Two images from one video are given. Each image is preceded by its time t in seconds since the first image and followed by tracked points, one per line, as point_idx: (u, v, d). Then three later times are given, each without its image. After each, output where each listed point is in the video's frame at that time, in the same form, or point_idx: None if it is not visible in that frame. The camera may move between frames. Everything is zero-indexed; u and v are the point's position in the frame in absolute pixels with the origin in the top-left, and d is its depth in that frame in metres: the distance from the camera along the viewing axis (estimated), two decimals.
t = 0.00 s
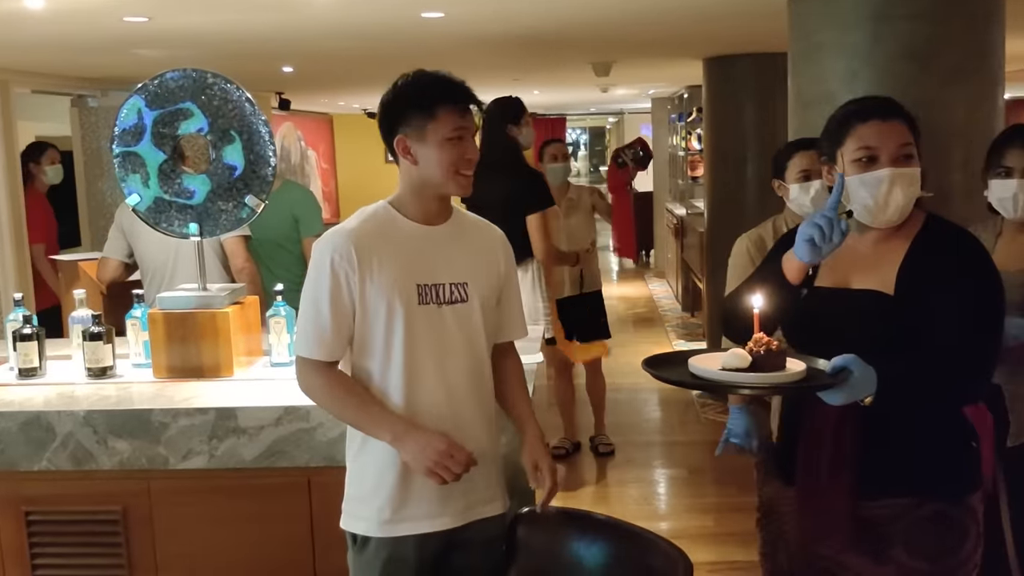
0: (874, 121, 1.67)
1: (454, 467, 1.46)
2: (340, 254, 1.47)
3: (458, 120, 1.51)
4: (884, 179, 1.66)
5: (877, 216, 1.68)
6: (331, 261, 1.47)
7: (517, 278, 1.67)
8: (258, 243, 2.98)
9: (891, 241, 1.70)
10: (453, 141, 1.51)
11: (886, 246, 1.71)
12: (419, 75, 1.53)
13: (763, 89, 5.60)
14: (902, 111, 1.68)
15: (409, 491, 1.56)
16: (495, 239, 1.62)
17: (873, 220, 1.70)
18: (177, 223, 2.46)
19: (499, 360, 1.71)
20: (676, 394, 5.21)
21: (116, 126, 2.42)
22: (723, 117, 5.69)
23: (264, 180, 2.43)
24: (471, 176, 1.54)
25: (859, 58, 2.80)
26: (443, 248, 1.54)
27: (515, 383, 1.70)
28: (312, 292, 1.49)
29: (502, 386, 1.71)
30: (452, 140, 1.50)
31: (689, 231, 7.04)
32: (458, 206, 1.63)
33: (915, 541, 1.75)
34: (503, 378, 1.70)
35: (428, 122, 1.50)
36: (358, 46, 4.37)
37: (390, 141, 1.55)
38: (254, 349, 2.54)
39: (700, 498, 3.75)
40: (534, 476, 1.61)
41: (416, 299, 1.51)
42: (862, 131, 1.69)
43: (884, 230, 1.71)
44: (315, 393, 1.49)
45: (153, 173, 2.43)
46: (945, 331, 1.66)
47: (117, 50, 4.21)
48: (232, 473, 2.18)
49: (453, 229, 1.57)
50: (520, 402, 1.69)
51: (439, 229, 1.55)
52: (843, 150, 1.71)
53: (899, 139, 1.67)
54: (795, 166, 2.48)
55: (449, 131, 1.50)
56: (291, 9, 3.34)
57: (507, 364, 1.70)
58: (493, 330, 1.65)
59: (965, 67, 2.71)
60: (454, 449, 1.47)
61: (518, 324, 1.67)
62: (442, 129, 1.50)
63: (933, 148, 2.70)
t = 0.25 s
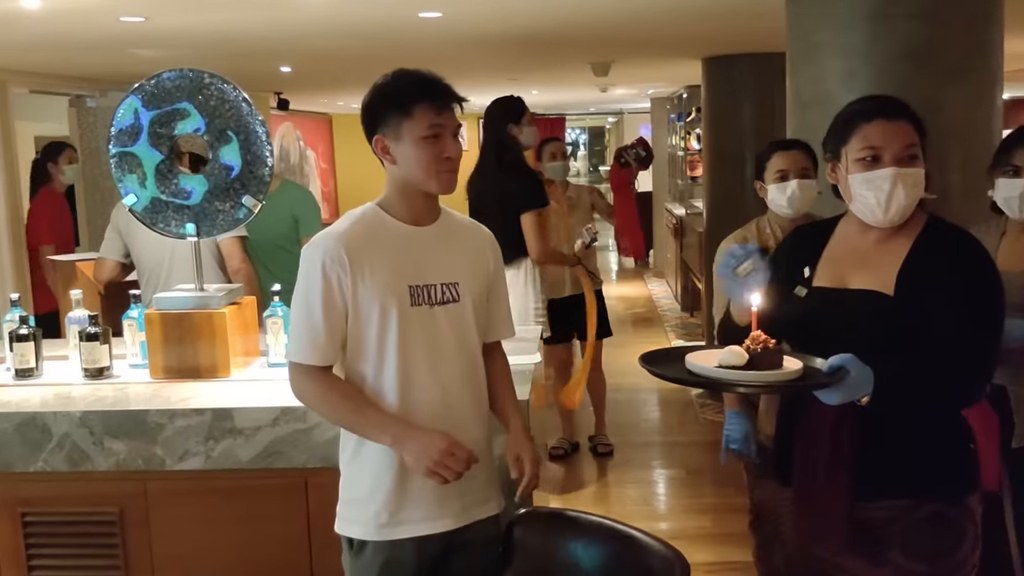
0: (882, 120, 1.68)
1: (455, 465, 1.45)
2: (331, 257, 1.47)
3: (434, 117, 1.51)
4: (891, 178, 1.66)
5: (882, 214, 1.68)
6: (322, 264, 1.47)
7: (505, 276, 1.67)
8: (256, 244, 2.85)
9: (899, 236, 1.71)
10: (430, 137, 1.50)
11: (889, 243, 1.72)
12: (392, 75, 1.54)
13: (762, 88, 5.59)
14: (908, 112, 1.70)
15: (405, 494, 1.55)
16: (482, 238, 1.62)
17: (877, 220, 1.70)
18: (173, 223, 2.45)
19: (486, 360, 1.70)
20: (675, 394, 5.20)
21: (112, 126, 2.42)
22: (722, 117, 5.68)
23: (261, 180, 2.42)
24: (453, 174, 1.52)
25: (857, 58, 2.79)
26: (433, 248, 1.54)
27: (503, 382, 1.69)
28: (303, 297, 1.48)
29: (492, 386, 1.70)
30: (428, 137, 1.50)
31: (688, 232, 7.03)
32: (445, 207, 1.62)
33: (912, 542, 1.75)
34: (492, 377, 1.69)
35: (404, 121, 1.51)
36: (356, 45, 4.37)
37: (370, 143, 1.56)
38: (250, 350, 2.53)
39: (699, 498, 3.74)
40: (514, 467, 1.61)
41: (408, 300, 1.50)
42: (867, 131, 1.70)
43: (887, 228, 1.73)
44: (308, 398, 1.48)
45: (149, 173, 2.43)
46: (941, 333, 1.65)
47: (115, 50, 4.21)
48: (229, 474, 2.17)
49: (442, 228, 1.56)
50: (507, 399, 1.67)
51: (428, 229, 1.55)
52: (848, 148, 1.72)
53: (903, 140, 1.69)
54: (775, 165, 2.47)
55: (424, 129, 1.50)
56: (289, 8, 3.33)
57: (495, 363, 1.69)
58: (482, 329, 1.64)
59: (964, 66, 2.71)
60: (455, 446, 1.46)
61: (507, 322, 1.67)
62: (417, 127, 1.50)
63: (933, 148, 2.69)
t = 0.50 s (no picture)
0: (889, 119, 1.68)
1: (453, 466, 1.43)
2: (327, 257, 1.46)
3: (425, 113, 1.51)
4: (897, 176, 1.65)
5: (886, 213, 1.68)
6: (318, 264, 1.46)
7: (502, 273, 1.66)
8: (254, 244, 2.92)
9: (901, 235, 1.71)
10: (422, 133, 1.50)
11: (890, 243, 1.72)
12: (382, 72, 1.54)
13: (764, 87, 5.58)
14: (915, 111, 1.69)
15: (403, 493, 1.55)
16: (480, 236, 1.62)
17: (881, 218, 1.69)
18: (173, 221, 2.44)
19: (486, 357, 1.70)
20: (677, 393, 5.20)
21: (112, 124, 2.41)
22: (724, 115, 5.67)
23: (261, 178, 2.42)
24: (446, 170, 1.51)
25: (859, 56, 2.78)
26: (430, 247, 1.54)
27: (504, 379, 1.68)
28: (300, 297, 1.47)
29: (491, 384, 1.70)
30: (419, 133, 1.50)
31: (690, 230, 7.03)
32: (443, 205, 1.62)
33: (914, 542, 1.73)
34: (491, 374, 1.69)
35: (395, 118, 1.51)
36: (357, 44, 4.36)
37: (364, 141, 1.56)
38: (252, 348, 2.53)
39: (700, 497, 3.74)
40: (518, 460, 1.60)
41: (405, 299, 1.50)
42: (874, 129, 1.69)
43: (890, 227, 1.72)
44: (306, 398, 1.48)
45: (149, 171, 2.42)
46: (944, 330, 1.64)
47: (116, 48, 4.21)
48: (229, 472, 2.17)
49: (439, 226, 1.56)
50: (507, 396, 1.67)
51: (424, 227, 1.54)
52: (854, 145, 1.72)
53: (910, 139, 1.69)
54: (762, 162, 2.51)
55: (415, 125, 1.50)
56: (290, 6, 3.32)
57: (495, 360, 1.69)
58: (480, 327, 1.64)
59: (966, 63, 2.70)
60: (454, 447, 1.45)
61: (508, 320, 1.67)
62: (408, 123, 1.50)
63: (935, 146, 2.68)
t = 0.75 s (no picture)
0: (900, 110, 1.67)
1: (457, 458, 1.44)
2: (330, 248, 1.45)
3: (428, 103, 1.49)
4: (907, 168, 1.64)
5: (896, 205, 1.67)
6: (320, 256, 1.45)
7: (508, 265, 1.65)
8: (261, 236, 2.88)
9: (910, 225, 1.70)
10: (424, 123, 1.49)
11: (899, 234, 1.71)
12: (382, 62, 1.53)
13: (772, 79, 5.54)
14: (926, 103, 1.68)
15: (407, 486, 1.54)
16: (485, 227, 1.61)
17: (891, 209, 1.68)
18: (179, 214, 2.44)
19: (493, 348, 1.69)
20: (684, 387, 5.18)
21: (117, 116, 2.40)
22: (732, 108, 5.64)
23: (265, 171, 2.41)
24: (449, 160, 1.50)
25: (868, 46, 2.75)
26: (434, 238, 1.52)
27: (510, 372, 1.67)
28: (302, 289, 1.46)
29: (497, 377, 1.69)
30: (421, 124, 1.48)
31: (698, 224, 7.00)
32: (449, 196, 1.61)
33: (923, 535, 1.72)
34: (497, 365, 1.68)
35: (397, 108, 1.50)
36: (363, 37, 4.35)
37: (367, 133, 1.56)
38: (257, 341, 2.53)
39: (708, 491, 3.73)
40: (512, 445, 1.59)
41: (409, 291, 1.49)
42: (885, 120, 1.68)
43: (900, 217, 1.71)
44: (309, 391, 1.47)
45: (155, 164, 2.42)
46: (955, 323, 1.61)
47: (121, 42, 4.20)
48: (234, 465, 2.16)
49: (443, 218, 1.55)
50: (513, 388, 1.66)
51: (428, 218, 1.53)
52: (865, 137, 1.71)
53: (921, 132, 1.68)
54: (770, 154, 2.49)
55: (417, 115, 1.49)
56: None
57: (501, 352, 1.68)
58: (486, 319, 1.63)
59: (976, 54, 2.67)
60: (457, 440, 1.44)
61: (514, 313, 1.66)
62: (410, 113, 1.49)
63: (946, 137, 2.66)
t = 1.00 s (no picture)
0: (904, 106, 1.65)
1: (454, 456, 1.43)
2: (328, 244, 1.44)
3: (427, 98, 1.48)
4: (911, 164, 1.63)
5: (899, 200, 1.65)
6: (318, 251, 1.44)
7: (508, 261, 1.64)
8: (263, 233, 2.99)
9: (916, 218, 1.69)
10: (424, 119, 1.48)
11: (903, 231, 1.70)
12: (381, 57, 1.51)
13: (775, 73, 5.52)
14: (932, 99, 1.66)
15: (407, 483, 1.53)
16: (484, 222, 1.60)
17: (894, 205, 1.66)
18: (178, 209, 2.43)
19: (492, 344, 1.68)
20: (687, 382, 5.17)
21: (117, 111, 2.39)
22: (734, 102, 5.61)
23: (266, 166, 2.40)
24: (449, 156, 1.49)
25: (870, 40, 2.74)
26: (432, 234, 1.52)
27: (508, 367, 1.66)
28: (301, 285, 1.45)
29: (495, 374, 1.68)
30: (421, 119, 1.47)
31: (701, 218, 6.98)
32: (449, 191, 1.60)
33: (926, 532, 1.71)
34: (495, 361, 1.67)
35: (397, 103, 1.49)
36: (363, 31, 4.33)
37: (366, 128, 1.55)
38: (258, 337, 2.53)
39: (711, 486, 3.72)
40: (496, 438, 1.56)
41: (407, 287, 1.48)
42: (889, 117, 1.67)
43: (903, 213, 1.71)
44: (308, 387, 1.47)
45: (155, 159, 2.41)
46: (957, 318, 1.60)
47: (121, 37, 4.19)
48: (234, 461, 2.16)
49: (442, 214, 1.54)
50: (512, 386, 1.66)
51: (426, 214, 1.52)
52: (868, 133, 1.70)
53: (925, 128, 1.66)
54: (777, 147, 2.56)
55: (417, 110, 1.47)
56: None
57: (500, 349, 1.67)
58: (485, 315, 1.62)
59: (979, 47, 2.65)
60: (455, 437, 1.44)
61: (514, 309, 1.65)
62: (409, 108, 1.48)
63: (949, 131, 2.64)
